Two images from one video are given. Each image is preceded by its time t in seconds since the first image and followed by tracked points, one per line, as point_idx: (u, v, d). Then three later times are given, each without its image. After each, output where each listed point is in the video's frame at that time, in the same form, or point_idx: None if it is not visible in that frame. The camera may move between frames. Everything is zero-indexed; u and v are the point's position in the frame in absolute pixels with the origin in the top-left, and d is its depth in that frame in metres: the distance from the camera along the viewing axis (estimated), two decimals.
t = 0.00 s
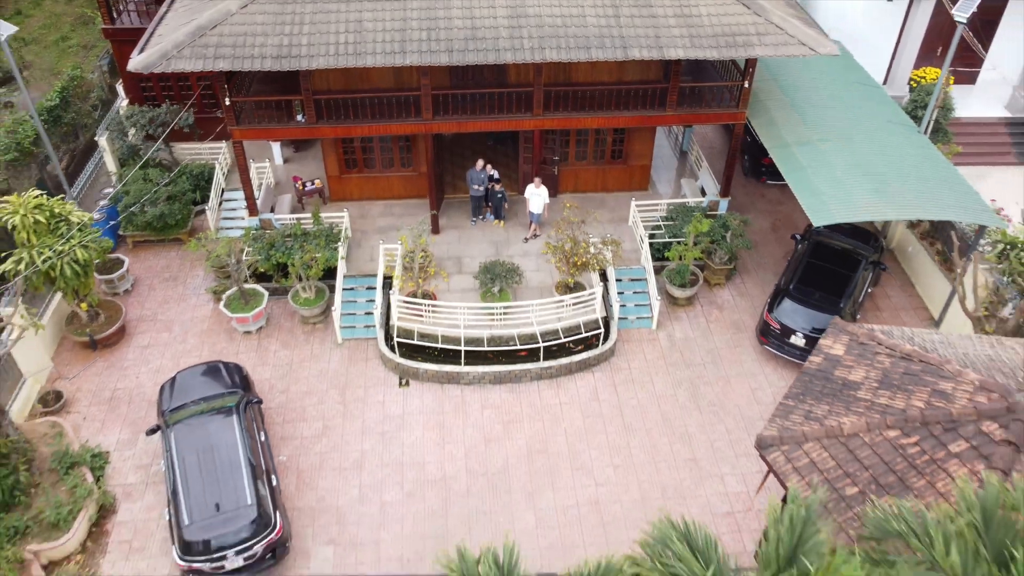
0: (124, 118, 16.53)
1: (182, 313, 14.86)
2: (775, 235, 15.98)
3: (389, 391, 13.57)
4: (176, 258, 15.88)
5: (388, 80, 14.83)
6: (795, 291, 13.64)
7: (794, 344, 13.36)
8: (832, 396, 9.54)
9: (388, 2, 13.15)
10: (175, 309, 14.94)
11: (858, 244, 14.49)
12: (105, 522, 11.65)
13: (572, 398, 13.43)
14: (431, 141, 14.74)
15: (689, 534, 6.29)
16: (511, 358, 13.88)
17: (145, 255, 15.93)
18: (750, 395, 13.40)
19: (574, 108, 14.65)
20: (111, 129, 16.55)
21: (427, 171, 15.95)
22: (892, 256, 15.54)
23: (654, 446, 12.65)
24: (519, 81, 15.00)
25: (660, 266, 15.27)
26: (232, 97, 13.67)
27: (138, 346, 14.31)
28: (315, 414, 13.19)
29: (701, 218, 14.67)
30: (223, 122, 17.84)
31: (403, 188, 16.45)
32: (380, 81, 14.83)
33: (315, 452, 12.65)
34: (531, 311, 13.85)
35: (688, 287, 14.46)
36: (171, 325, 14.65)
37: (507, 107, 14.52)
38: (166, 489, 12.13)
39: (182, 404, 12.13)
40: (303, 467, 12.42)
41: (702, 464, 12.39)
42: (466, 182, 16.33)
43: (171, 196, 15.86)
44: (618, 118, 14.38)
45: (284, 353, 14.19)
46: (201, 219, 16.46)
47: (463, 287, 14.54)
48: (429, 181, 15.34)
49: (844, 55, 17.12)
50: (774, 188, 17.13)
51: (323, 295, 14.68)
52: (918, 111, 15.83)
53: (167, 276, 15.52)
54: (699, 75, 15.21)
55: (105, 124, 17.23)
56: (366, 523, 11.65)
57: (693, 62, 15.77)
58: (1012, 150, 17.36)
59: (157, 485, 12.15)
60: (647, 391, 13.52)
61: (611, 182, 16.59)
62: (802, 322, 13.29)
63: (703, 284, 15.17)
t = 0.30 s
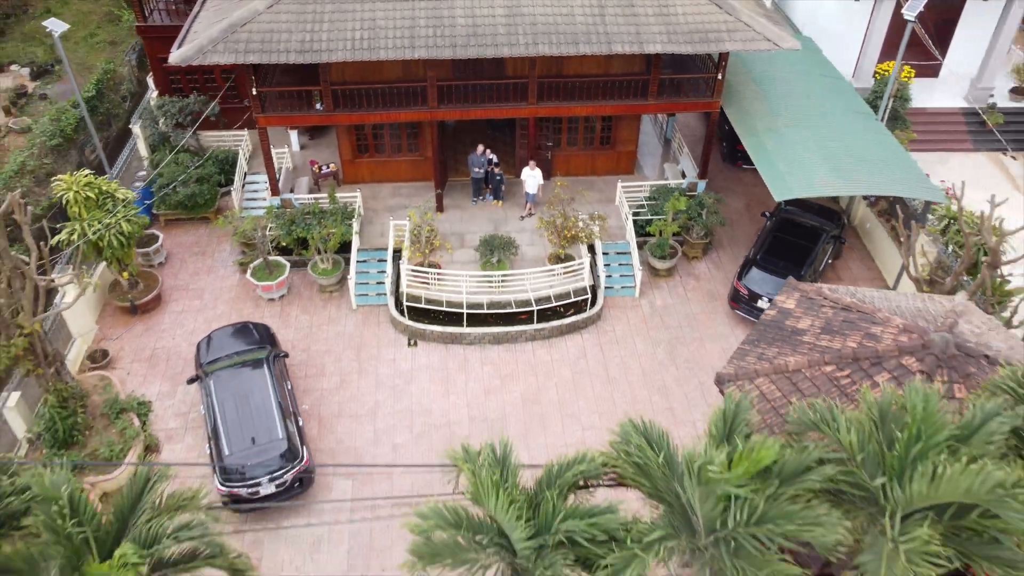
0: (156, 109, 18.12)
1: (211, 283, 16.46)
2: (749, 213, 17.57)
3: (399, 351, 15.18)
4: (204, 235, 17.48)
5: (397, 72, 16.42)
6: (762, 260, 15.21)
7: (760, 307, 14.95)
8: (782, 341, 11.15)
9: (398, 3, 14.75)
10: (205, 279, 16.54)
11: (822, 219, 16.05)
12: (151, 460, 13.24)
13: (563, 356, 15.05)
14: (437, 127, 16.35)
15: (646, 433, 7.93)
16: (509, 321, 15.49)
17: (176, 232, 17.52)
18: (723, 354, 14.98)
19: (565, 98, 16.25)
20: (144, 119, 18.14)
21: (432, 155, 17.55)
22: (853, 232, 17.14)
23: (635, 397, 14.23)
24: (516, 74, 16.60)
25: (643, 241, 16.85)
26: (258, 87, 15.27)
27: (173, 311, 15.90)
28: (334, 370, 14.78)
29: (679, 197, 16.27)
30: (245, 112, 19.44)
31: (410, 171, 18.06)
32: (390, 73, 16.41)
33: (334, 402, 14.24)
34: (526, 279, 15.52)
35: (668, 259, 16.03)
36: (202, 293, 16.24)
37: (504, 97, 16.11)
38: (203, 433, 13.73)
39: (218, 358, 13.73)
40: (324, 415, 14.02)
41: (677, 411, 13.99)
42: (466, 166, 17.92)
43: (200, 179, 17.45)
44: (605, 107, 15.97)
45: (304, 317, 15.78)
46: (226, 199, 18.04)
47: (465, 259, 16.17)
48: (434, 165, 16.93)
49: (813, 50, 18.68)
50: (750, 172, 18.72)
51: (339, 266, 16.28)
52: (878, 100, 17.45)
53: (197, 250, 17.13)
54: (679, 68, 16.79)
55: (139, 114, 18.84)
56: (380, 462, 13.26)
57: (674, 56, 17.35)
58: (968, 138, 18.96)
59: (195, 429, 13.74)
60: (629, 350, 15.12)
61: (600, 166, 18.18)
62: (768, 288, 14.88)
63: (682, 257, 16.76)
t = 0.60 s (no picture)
0: (187, 102, 19.84)
1: (238, 258, 18.15)
2: (726, 196, 19.27)
3: (409, 317, 16.87)
4: (230, 216, 19.18)
5: (406, 67, 18.13)
6: (735, 236, 16.84)
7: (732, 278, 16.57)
8: (743, 299, 12.86)
9: (408, 5, 16.49)
10: (232, 255, 18.23)
11: (792, 200, 17.70)
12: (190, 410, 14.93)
13: (556, 321, 16.73)
14: (442, 117, 18.07)
15: (618, 358, 9.55)
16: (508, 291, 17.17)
17: (204, 213, 19.22)
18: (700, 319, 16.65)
19: (559, 90, 17.97)
20: (176, 110, 19.89)
21: (438, 142, 19.27)
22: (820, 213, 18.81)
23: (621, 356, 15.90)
24: (514, 69, 18.32)
25: (629, 221, 18.56)
26: (282, 80, 16.99)
27: (204, 283, 17.58)
28: (350, 334, 16.47)
29: (661, 180, 17.97)
30: (267, 104, 21.14)
31: (418, 158, 19.77)
32: (400, 68, 18.14)
33: (352, 362, 15.92)
34: (523, 253, 17.30)
35: (651, 236, 17.70)
36: (230, 267, 17.94)
37: (503, 89, 17.84)
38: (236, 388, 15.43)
39: (249, 319, 15.42)
40: (342, 372, 15.69)
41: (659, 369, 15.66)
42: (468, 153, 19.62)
43: (227, 164, 19.15)
44: (594, 98, 17.69)
45: (323, 288, 17.48)
46: (250, 183, 19.72)
47: (468, 237, 17.90)
48: (440, 151, 18.63)
49: (786, 47, 20.39)
50: (729, 159, 20.41)
51: (354, 243, 17.96)
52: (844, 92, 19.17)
53: (224, 230, 18.83)
54: (662, 63, 18.50)
55: (170, 107, 20.57)
56: (393, 413, 14.99)
57: (658, 53, 19.07)
58: (928, 128, 20.65)
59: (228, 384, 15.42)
60: (616, 316, 16.79)
61: (592, 153, 19.90)
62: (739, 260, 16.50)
63: (665, 235, 18.41)
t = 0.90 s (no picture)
0: (215, 97, 21.65)
1: (263, 239, 19.95)
2: (708, 183, 21.04)
3: (419, 291, 18.64)
4: (255, 202, 20.98)
5: (415, 65, 19.94)
6: (713, 217, 18.53)
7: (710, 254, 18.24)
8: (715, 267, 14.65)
9: (418, 9, 18.30)
10: (258, 236, 20.02)
11: (767, 187, 19.40)
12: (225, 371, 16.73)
13: (551, 294, 18.49)
14: (449, 110, 19.88)
15: (599, 307, 11.28)
16: (507, 268, 18.92)
17: (231, 199, 21.01)
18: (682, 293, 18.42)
19: (554, 86, 19.78)
20: (204, 104, 21.70)
21: (444, 134, 21.07)
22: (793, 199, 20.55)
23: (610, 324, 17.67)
24: (513, 66, 20.13)
25: (618, 205, 20.33)
26: (304, 77, 18.81)
27: (233, 261, 19.37)
28: (366, 305, 18.24)
29: (647, 167, 19.79)
30: (288, 100, 22.95)
31: (426, 149, 21.57)
32: (409, 66, 19.95)
33: (368, 329, 17.69)
34: (521, 233, 19.06)
35: (638, 218, 19.45)
36: (256, 247, 19.72)
37: (504, 85, 19.65)
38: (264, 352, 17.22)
39: (278, 288, 17.20)
40: (359, 339, 17.46)
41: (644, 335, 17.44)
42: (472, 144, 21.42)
43: (251, 153, 20.94)
44: (586, 93, 19.50)
45: (341, 266, 19.26)
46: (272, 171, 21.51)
47: (472, 220, 19.70)
48: (446, 142, 20.44)
49: (764, 47, 22.19)
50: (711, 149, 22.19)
51: (368, 225, 19.74)
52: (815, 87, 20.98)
53: (249, 214, 20.62)
54: (649, 61, 20.31)
55: (198, 102, 22.38)
56: (406, 374, 16.75)
57: (646, 52, 20.86)
58: (896, 121, 22.42)
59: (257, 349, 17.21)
60: (605, 290, 18.54)
61: (585, 144, 21.69)
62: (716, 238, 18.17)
63: (651, 218, 20.17)
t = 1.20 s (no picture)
0: (238, 91, 23.45)
1: (283, 221, 21.71)
2: (692, 170, 22.81)
3: (426, 266, 20.37)
4: (274, 187, 22.75)
5: (423, 61, 21.74)
6: (695, 199, 20.27)
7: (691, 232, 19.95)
8: (693, 239, 16.43)
9: (426, 9, 20.11)
10: (278, 218, 21.78)
11: (746, 173, 21.11)
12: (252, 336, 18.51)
13: (547, 269, 20.22)
14: (453, 103, 21.68)
15: (587, 269, 12.75)
16: (507, 246, 20.66)
17: (253, 185, 22.79)
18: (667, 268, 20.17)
19: (550, 80, 21.57)
20: (228, 98, 23.51)
21: (448, 125, 22.88)
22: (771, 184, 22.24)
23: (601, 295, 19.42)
24: (513, 62, 21.93)
25: (609, 189, 22.08)
26: (321, 72, 20.60)
27: (255, 240, 21.12)
28: (379, 279, 19.99)
29: (635, 154, 21.58)
30: (305, 94, 24.78)
31: (432, 139, 23.36)
32: (417, 62, 21.75)
33: (380, 300, 19.44)
34: (519, 214, 20.83)
35: (627, 200, 21.18)
36: (276, 228, 21.46)
37: (504, 79, 21.45)
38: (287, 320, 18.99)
39: (300, 262, 18.95)
40: (373, 308, 19.21)
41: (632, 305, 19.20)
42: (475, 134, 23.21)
43: (272, 143, 22.70)
44: (580, 87, 21.29)
45: (355, 244, 21.03)
46: (290, 159, 23.29)
47: (474, 203, 21.49)
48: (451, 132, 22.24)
49: (745, 44, 23.98)
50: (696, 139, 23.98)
51: (379, 208, 21.49)
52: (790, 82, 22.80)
53: (270, 198, 22.40)
54: (637, 57, 22.10)
55: (223, 96, 24.20)
56: (415, 339, 18.49)
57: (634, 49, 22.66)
58: (868, 113, 24.22)
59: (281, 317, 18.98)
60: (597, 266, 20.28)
61: (580, 135, 23.47)
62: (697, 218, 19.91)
63: (639, 202, 21.91)
